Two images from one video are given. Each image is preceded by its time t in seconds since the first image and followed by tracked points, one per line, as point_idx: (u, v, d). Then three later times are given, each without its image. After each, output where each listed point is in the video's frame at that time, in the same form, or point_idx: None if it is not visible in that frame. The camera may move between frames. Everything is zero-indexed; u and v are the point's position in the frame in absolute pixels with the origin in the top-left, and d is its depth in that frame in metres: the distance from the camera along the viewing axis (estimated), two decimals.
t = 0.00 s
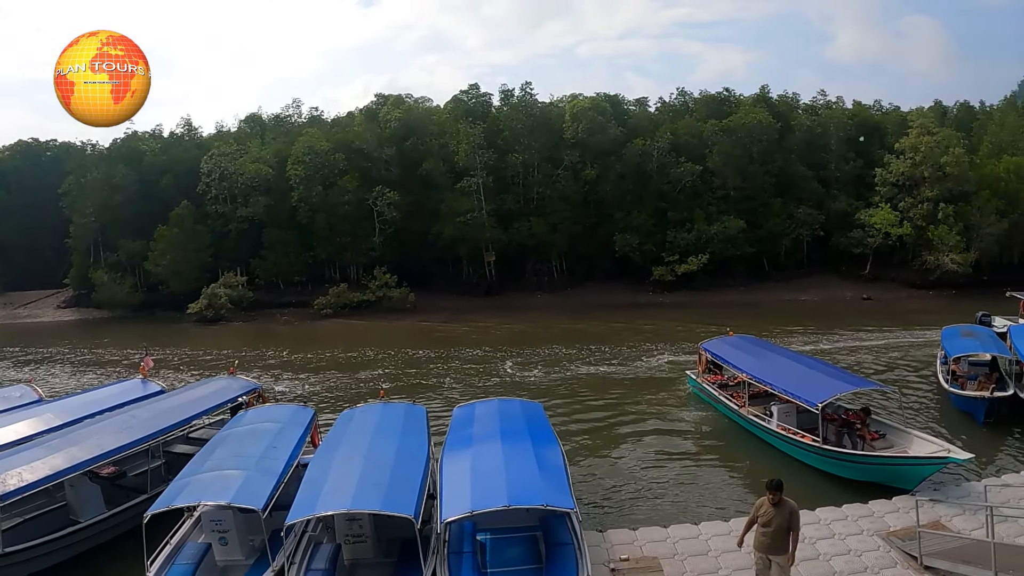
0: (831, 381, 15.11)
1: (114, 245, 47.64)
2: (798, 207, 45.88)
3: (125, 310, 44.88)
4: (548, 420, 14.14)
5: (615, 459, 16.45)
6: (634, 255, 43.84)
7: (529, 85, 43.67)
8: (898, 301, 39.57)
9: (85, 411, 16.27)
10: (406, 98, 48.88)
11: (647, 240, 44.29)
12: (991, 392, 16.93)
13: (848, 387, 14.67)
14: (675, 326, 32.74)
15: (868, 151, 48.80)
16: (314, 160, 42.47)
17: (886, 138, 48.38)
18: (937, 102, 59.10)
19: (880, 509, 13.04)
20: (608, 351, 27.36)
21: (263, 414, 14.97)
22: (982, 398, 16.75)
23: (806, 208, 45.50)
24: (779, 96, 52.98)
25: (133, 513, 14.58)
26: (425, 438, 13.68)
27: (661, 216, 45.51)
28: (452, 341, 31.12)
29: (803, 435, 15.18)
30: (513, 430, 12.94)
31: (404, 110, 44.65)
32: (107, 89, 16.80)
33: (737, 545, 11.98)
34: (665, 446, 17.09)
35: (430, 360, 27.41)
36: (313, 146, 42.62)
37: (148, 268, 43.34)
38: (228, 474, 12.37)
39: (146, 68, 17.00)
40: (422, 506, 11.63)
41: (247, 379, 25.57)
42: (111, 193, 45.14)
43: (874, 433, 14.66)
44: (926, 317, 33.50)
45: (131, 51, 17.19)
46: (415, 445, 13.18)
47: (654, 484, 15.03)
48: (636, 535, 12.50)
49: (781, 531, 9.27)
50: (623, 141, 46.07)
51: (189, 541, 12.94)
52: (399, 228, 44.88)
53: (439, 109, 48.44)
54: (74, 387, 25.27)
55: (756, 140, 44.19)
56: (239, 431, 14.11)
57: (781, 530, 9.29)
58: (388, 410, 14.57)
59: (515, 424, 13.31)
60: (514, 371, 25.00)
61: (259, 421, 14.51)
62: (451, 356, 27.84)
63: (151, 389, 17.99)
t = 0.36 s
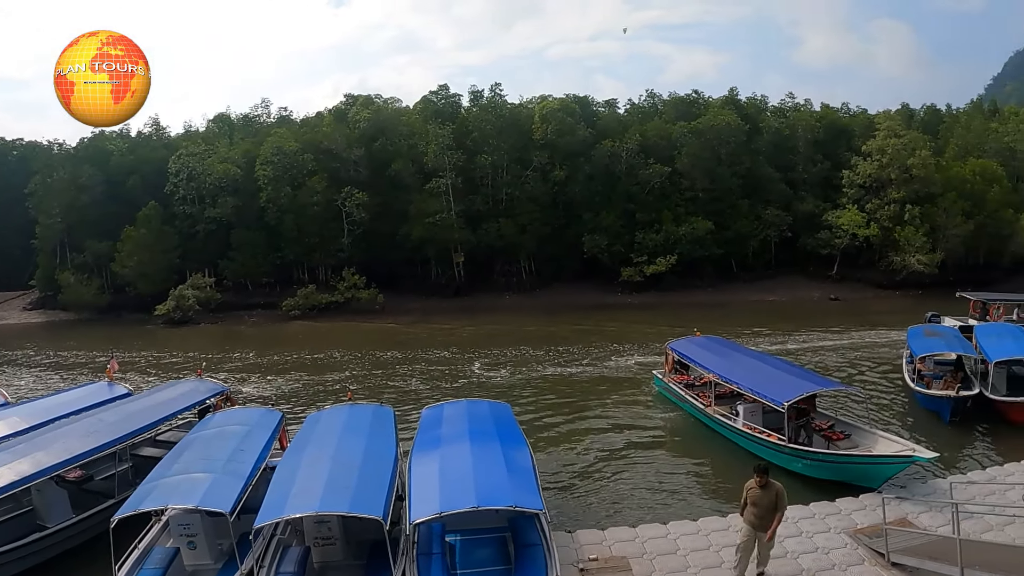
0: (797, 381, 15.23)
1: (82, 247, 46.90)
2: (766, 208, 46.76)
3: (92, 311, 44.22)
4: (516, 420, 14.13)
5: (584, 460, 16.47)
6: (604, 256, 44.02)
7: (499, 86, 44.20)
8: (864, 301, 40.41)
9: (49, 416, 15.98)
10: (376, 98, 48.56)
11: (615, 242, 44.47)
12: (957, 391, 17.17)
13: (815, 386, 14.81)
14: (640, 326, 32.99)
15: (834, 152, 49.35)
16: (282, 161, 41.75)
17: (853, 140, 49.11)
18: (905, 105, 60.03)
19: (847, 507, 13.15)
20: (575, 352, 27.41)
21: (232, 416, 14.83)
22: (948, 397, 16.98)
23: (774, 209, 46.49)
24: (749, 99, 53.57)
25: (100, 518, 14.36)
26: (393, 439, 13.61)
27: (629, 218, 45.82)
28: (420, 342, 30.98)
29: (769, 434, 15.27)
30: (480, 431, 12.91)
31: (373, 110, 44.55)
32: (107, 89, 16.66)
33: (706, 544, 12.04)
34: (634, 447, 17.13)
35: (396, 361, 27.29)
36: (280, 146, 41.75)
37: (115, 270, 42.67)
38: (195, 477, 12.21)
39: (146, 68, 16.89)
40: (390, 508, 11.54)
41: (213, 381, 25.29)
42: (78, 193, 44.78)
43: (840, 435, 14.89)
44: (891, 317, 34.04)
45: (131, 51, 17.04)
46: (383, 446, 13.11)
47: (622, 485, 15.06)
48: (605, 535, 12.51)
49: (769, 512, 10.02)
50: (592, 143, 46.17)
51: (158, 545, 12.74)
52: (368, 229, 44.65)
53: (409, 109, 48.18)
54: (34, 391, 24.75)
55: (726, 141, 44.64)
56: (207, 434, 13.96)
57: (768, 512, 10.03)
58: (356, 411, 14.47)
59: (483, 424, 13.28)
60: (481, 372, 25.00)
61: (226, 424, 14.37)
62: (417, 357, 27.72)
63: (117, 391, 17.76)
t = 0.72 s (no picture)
0: (770, 380, 15.34)
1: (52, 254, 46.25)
2: (739, 209, 47.36)
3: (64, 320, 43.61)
4: (492, 423, 14.13)
5: (560, 463, 16.47)
6: (575, 259, 44.38)
7: (472, 89, 44.27)
8: (836, 299, 41.07)
9: (19, 427, 15.73)
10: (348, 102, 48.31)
11: (588, 244, 44.76)
12: (929, 387, 17.38)
13: (787, 385, 14.94)
14: (612, 328, 33.21)
15: (806, 153, 50.60)
16: (255, 166, 41.64)
17: (824, 141, 50.40)
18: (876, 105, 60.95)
19: (823, 504, 13.26)
20: (547, 355, 27.49)
21: (206, 424, 14.70)
22: (921, 393, 17.18)
23: (746, 209, 47.05)
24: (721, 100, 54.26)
25: (75, 529, 14.19)
26: (368, 445, 13.53)
27: (603, 220, 46.12)
28: (393, 347, 30.89)
29: (742, 433, 15.36)
30: (456, 435, 12.89)
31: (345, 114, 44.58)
32: (107, 89, 16.51)
33: (683, 544, 12.08)
34: (611, 449, 17.16)
35: (368, 366, 27.23)
36: (253, 152, 41.78)
37: (86, 277, 42.04)
38: (170, 486, 12.08)
39: (146, 68, 16.80)
40: (367, 514, 11.46)
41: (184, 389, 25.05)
42: (47, 201, 44.38)
43: (812, 434, 14.90)
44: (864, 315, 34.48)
45: (131, 52, 16.93)
46: (359, 452, 13.04)
47: (598, 487, 15.07)
48: (583, 536, 12.52)
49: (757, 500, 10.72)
50: (565, 146, 46.19)
51: (133, 555, 12.57)
52: (340, 233, 44.55)
53: (381, 112, 48.03)
54: None
55: (697, 143, 45.67)
56: (180, 442, 13.84)
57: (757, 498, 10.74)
58: (331, 417, 14.38)
59: (458, 428, 13.25)
60: (455, 375, 25.06)
61: (200, 432, 14.25)
62: (390, 362, 27.66)
63: (90, 401, 17.57)
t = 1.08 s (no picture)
0: (756, 383, 15.38)
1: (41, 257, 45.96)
2: (728, 211, 47.51)
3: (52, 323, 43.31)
4: (481, 426, 14.13)
5: (549, 465, 16.47)
6: (565, 260, 44.44)
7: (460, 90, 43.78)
8: (825, 301, 41.23)
9: (6, 431, 15.63)
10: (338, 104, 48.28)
11: (577, 245, 44.89)
12: (919, 388, 17.42)
13: (773, 387, 14.98)
14: (600, 329, 33.31)
15: (795, 155, 50.82)
16: (243, 168, 41.45)
17: (812, 142, 50.75)
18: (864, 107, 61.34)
19: (813, 505, 13.28)
20: (535, 357, 27.52)
21: (195, 427, 14.67)
22: (911, 394, 17.23)
23: (735, 212, 47.16)
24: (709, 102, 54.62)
25: (64, 533, 14.11)
26: (358, 448, 13.47)
27: (592, 222, 46.24)
28: (382, 350, 30.82)
29: (729, 436, 15.39)
30: (446, 438, 12.86)
31: (335, 116, 44.88)
32: (107, 89, 16.61)
33: (674, 545, 12.10)
34: (601, 451, 17.16)
35: (357, 369, 27.19)
36: (242, 153, 41.48)
37: (75, 280, 41.77)
38: (159, 489, 12.02)
39: (145, 68, 16.98)
40: (357, 517, 11.42)
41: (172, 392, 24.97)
42: (36, 203, 44.20)
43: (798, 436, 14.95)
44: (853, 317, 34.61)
45: (130, 51, 17.04)
46: (348, 455, 12.99)
47: (587, 489, 15.08)
48: (573, 539, 12.50)
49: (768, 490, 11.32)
50: (554, 147, 46.23)
51: (122, 559, 12.49)
52: (331, 236, 44.43)
53: (370, 114, 48.01)
54: None
55: (687, 146, 45.71)
56: (169, 446, 13.79)
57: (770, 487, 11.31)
58: (320, 420, 14.35)
59: (448, 430, 13.24)
60: (442, 377, 25.11)
61: (189, 435, 14.20)
62: (379, 365, 27.64)
63: (80, 404, 17.50)
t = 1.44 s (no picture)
0: (742, 385, 15.41)
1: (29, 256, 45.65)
2: (718, 213, 47.62)
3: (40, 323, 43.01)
4: (470, 427, 14.13)
5: (537, 466, 16.48)
6: (555, 262, 44.50)
7: (450, 91, 43.65)
8: (815, 302, 41.40)
9: None
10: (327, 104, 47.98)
11: (568, 246, 44.93)
12: (908, 390, 17.48)
13: (760, 389, 15.02)
14: (589, 331, 33.35)
15: (785, 157, 51.14)
16: (233, 168, 41.23)
17: (802, 144, 51.11)
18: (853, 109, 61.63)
19: (802, 506, 13.32)
20: (523, 358, 27.52)
21: (183, 428, 14.63)
22: (900, 396, 17.30)
23: (724, 213, 47.23)
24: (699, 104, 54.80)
25: (52, 534, 14.03)
26: (347, 449, 13.45)
27: (582, 223, 46.33)
28: (370, 350, 30.78)
29: (715, 438, 15.44)
30: (434, 439, 12.86)
31: (325, 116, 44.47)
32: (106, 89, 16.53)
33: (663, 546, 12.10)
34: (592, 453, 17.15)
35: (345, 370, 27.14)
36: (232, 153, 41.37)
37: (64, 280, 41.48)
38: (147, 490, 11.98)
39: (145, 68, 16.86)
40: (346, 518, 11.40)
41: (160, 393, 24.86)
42: (25, 203, 43.94)
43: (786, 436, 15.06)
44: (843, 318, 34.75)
45: (130, 52, 16.96)
46: (338, 456, 12.98)
47: (575, 490, 15.09)
48: (562, 540, 12.50)
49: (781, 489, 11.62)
50: (545, 149, 46.28)
51: (111, 560, 12.42)
52: (321, 236, 44.36)
53: (360, 114, 47.95)
54: None
55: (677, 146, 45.91)
56: (158, 446, 13.74)
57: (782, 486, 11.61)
58: (309, 421, 14.32)
59: (436, 432, 13.23)
60: (432, 378, 25.14)
61: (178, 436, 14.16)
62: (368, 365, 27.61)
63: (68, 405, 17.41)
